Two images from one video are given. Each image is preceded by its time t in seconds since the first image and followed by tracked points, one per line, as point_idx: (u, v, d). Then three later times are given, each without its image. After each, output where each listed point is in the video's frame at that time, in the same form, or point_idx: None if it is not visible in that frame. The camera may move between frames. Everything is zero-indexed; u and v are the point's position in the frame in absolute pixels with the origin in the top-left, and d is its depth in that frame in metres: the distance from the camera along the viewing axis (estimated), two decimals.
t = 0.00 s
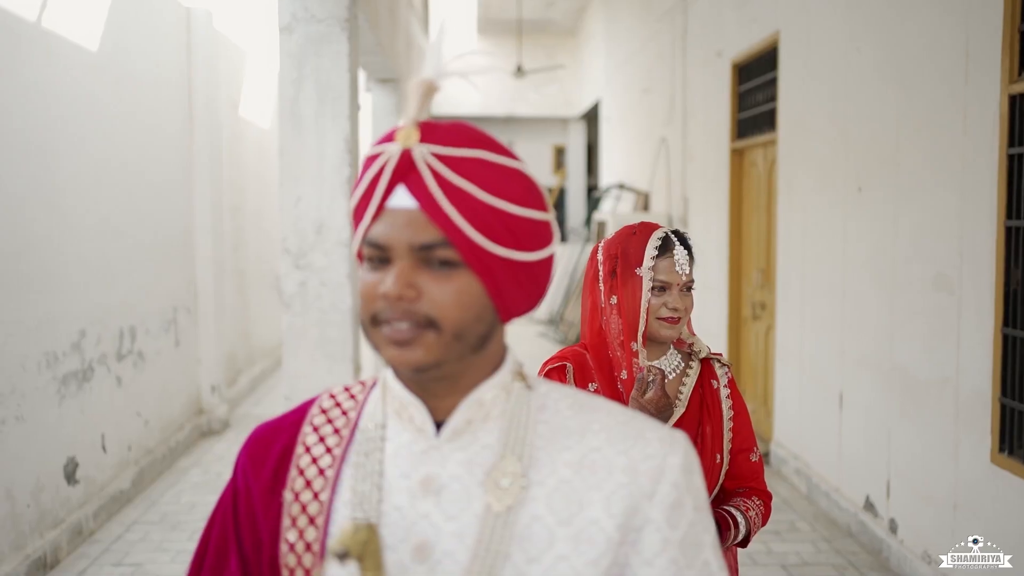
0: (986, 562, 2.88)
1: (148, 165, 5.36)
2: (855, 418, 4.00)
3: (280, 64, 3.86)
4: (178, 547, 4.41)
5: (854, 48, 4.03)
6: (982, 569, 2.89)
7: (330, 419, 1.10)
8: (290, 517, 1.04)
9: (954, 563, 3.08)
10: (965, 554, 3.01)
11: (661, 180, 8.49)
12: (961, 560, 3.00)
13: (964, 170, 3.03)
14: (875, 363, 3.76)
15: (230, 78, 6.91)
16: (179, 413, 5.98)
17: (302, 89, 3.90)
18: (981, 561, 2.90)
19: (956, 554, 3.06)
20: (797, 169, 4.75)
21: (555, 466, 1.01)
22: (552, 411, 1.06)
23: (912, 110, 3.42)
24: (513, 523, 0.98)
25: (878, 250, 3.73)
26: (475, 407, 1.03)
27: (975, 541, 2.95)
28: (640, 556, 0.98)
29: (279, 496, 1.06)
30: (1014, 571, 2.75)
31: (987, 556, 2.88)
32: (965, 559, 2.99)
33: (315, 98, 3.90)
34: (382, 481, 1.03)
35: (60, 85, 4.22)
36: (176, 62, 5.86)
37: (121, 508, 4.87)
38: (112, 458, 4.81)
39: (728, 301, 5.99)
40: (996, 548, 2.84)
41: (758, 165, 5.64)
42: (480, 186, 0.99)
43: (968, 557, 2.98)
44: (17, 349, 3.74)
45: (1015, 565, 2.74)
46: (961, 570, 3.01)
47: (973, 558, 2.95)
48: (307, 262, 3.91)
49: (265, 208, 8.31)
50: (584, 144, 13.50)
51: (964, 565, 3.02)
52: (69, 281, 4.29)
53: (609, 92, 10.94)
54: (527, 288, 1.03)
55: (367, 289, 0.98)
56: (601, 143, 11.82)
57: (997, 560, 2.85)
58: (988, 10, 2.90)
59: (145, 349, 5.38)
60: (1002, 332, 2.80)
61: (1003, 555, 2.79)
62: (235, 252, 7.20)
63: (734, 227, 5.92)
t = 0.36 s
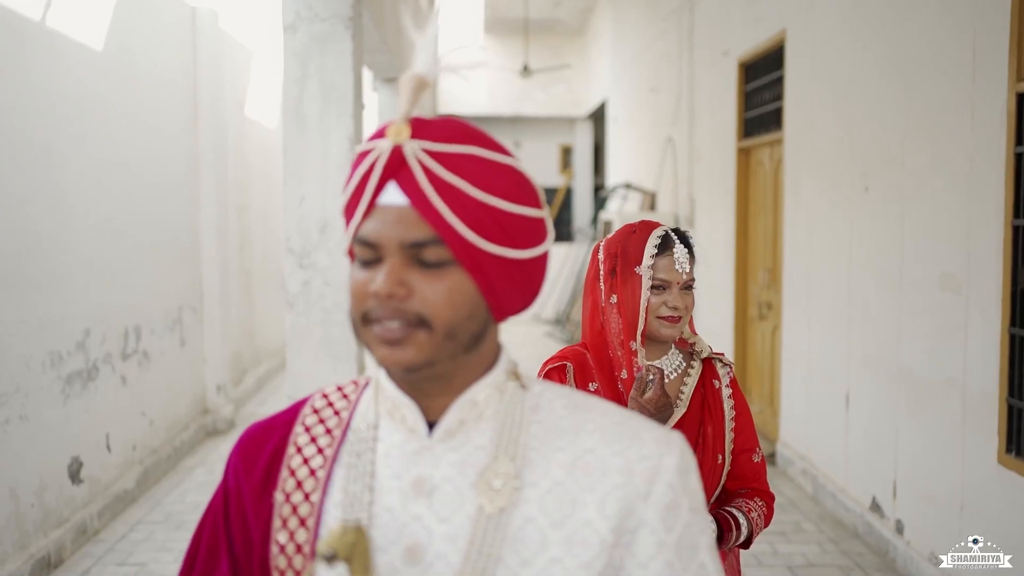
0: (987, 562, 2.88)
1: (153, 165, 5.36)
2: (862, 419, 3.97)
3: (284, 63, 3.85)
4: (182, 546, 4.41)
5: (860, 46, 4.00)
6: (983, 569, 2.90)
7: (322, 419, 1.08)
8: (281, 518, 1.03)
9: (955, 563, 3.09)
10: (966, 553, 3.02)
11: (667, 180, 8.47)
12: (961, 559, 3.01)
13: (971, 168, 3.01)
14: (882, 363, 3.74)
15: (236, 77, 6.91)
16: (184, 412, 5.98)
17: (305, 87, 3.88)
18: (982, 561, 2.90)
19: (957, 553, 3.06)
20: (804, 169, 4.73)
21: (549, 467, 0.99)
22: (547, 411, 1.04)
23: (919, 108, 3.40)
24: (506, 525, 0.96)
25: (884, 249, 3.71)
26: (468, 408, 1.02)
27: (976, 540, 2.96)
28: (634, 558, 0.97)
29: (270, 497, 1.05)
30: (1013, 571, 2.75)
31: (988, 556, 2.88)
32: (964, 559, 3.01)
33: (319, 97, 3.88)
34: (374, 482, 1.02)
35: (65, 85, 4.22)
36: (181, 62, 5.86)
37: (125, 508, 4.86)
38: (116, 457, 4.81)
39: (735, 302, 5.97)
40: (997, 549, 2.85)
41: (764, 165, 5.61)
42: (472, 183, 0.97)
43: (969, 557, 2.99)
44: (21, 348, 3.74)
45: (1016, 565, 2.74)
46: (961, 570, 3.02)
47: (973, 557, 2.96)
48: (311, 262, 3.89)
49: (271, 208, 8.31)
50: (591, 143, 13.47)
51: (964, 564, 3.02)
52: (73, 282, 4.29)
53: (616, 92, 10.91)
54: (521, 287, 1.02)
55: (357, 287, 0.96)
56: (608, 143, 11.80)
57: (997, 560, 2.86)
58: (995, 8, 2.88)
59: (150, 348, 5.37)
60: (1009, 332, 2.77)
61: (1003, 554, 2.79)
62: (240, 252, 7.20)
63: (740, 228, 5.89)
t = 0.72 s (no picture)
0: (988, 562, 2.90)
1: (157, 164, 5.35)
2: (867, 419, 3.95)
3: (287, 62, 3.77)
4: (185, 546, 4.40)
5: (867, 45, 3.98)
6: (982, 569, 2.91)
7: (312, 419, 1.07)
8: (270, 520, 1.01)
9: (954, 562, 3.11)
10: (965, 553, 3.04)
11: (673, 179, 8.45)
12: (963, 560, 3.02)
13: (978, 167, 2.98)
14: (887, 363, 3.71)
15: (241, 77, 6.90)
16: (189, 412, 5.98)
17: (309, 88, 3.79)
18: (983, 561, 2.91)
19: (959, 553, 3.08)
20: (810, 168, 4.70)
21: (540, 469, 0.98)
22: (540, 411, 1.03)
23: (925, 107, 3.37)
24: (497, 527, 0.95)
25: (890, 249, 3.68)
26: (460, 407, 1.00)
27: (977, 541, 2.98)
28: (627, 560, 0.95)
29: (260, 498, 1.03)
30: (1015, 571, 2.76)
31: (988, 556, 2.90)
32: (964, 559, 3.02)
33: (323, 95, 3.79)
34: (363, 483, 1.00)
35: (69, 84, 4.22)
36: (186, 61, 5.86)
37: (129, 508, 4.86)
38: (121, 457, 4.80)
39: (740, 303, 5.96)
40: (996, 548, 2.87)
41: (770, 163, 5.59)
42: (463, 180, 0.96)
43: (969, 557, 3.00)
44: (24, 347, 3.74)
45: (1016, 565, 2.75)
46: (962, 570, 3.03)
47: (973, 557, 2.97)
48: (315, 260, 3.86)
49: (277, 208, 8.31)
50: (597, 142, 13.43)
51: (964, 564, 3.04)
52: (76, 282, 4.27)
53: (622, 91, 10.88)
54: (512, 285, 1.00)
55: (347, 285, 0.95)
56: (614, 143, 11.78)
57: (997, 559, 2.87)
58: (1001, 5, 2.85)
59: (155, 347, 5.37)
60: (1016, 332, 2.75)
61: (1003, 554, 2.81)
62: (245, 251, 7.20)
63: (745, 228, 5.87)
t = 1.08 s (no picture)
0: (988, 562, 2.91)
1: (162, 163, 5.35)
2: (874, 419, 3.92)
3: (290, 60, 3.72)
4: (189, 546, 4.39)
5: (873, 43, 3.95)
6: (982, 569, 2.93)
7: (302, 418, 1.06)
8: (258, 521, 1.00)
9: (955, 563, 3.15)
10: (964, 553, 3.06)
11: (679, 179, 8.43)
12: (964, 560, 3.04)
13: (984, 166, 2.96)
14: (894, 363, 3.68)
15: (247, 77, 6.91)
16: (194, 412, 5.98)
17: (313, 85, 3.75)
18: (983, 561, 2.93)
19: (961, 555, 3.10)
20: (816, 167, 4.68)
21: (532, 470, 0.96)
22: (532, 411, 1.01)
23: (932, 105, 3.34)
24: (487, 529, 0.93)
25: (897, 249, 3.66)
26: (451, 407, 0.99)
27: (977, 541, 2.99)
28: (620, 563, 0.94)
29: (248, 499, 1.02)
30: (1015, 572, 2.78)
31: (988, 556, 2.91)
32: (965, 560, 3.03)
33: (326, 93, 3.74)
34: (352, 484, 0.99)
35: (74, 84, 4.22)
36: (191, 61, 5.86)
37: (133, 507, 4.86)
38: (125, 456, 4.80)
39: (747, 302, 5.94)
40: (996, 548, 2.89)
41: (776, 163, 5.56)
42: (453, 176, 0.95)
43: (971, 558, 3.02)
44: (27, 346, 3.74)
45: (1016, 565, 2.76)
46: (963, 570, 3.05)
47: (972, 557, 2.99)
48: (318, 260, 3.85)
49: (283, 208, 8.31)
50: (604, 142, 13.42)
51: (964, 565, 3.07)
52: (79, 282, 4.27)
53: (629, 91, 10.85)
54: (503, 282, 0.99)
55: (335, 283, 0.94)
56: (620, 143, 11.76)
57: (996, 560, 2.89)
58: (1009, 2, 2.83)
59: (159, 346, 5.37)
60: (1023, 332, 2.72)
61: (1002, 554, 2.82)
62: (251, 251, 7.20)
63: (751, 228, 5.85)
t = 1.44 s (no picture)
0: (989, 562, 2.94)
1: (168, 163, 5.35)
2: (880, 420, 3.90)
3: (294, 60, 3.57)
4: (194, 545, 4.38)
5: (880, 41, 3.92)
6: (983, 569, 2.96)
7: (291, 418, 1.04)
8: (245, 522, 0.98)
9: (954, 563, 3.18)
10: (965, 553, 3.09)
11: (686, 179, 8.40)
12: (964, 560, 3.07)
13: (992, 166, 2.93)
14: (901, 363, 3.66)
15: (253, 77, 6.90)
16: (200, 411, 5.98)
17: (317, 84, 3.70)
18: (984, 561, 2.96)
19: (959, 554, 3.13)
20: (823, 166, 4.65)
21: (522, 472, 0.95)
22: (524, 412, 1.00)
23: (940, 103, 3.32)
24: (475, 531, 0.92)
25: (904, 248, 3.63)
26: (441, 407, 0.97)
27: (977, 541, 3.02)
28: (611, 566, 0.92)
29: (236, 500, 1.01)
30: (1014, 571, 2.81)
31: (988, 557, 2.94)
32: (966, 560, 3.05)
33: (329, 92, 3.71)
34: (341, 485, 0.97)
35: (79, 84, 4.22)
36: (197, 60, 5.85)
37: (138, 507, 4.85)
38: (130, 456, 4.80)
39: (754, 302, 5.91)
40: (996, 548, 2.91)
41: (783, 162, 5.54)
42: (441, 173, 0.93)
43: (970, 557, 3.05)
44: (31, 346, 3.74)
45: (1015, 566, 2.79)
46: (964, 570, 3.08)
47: (973, 558, 3.02)
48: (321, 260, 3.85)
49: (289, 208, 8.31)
50: (611, 142, 13.39)
51: (964, 564, 3.09)
52: (84, 282, 4.26)
53: (636, 90, 10.82)
54: (494, 280, 0.97)
55: (323, 281, 0.93)
56: (627, 143, 11.73)
57: (997, 560, 2.92)
58: None
59: (164, 346, 5.37)
60: None
61: (1002, 554, 2.85)
62: (257, 251, 7.20)
63: (758, 228, 5.83)
